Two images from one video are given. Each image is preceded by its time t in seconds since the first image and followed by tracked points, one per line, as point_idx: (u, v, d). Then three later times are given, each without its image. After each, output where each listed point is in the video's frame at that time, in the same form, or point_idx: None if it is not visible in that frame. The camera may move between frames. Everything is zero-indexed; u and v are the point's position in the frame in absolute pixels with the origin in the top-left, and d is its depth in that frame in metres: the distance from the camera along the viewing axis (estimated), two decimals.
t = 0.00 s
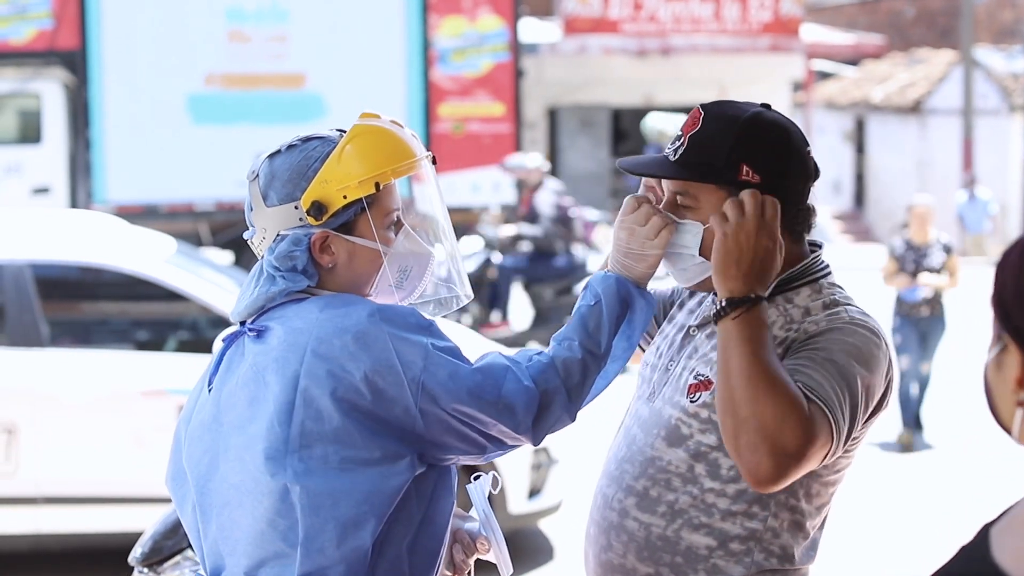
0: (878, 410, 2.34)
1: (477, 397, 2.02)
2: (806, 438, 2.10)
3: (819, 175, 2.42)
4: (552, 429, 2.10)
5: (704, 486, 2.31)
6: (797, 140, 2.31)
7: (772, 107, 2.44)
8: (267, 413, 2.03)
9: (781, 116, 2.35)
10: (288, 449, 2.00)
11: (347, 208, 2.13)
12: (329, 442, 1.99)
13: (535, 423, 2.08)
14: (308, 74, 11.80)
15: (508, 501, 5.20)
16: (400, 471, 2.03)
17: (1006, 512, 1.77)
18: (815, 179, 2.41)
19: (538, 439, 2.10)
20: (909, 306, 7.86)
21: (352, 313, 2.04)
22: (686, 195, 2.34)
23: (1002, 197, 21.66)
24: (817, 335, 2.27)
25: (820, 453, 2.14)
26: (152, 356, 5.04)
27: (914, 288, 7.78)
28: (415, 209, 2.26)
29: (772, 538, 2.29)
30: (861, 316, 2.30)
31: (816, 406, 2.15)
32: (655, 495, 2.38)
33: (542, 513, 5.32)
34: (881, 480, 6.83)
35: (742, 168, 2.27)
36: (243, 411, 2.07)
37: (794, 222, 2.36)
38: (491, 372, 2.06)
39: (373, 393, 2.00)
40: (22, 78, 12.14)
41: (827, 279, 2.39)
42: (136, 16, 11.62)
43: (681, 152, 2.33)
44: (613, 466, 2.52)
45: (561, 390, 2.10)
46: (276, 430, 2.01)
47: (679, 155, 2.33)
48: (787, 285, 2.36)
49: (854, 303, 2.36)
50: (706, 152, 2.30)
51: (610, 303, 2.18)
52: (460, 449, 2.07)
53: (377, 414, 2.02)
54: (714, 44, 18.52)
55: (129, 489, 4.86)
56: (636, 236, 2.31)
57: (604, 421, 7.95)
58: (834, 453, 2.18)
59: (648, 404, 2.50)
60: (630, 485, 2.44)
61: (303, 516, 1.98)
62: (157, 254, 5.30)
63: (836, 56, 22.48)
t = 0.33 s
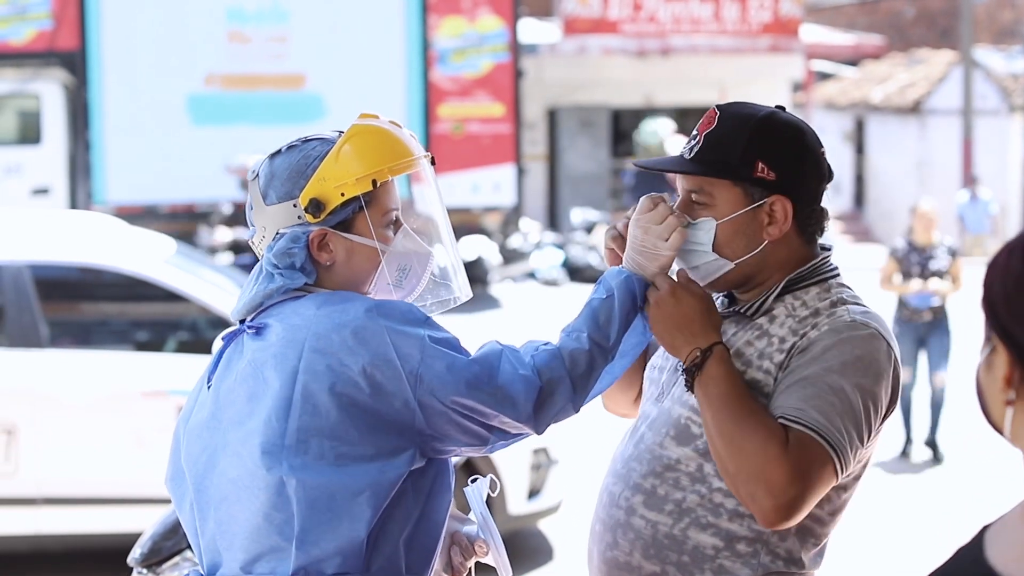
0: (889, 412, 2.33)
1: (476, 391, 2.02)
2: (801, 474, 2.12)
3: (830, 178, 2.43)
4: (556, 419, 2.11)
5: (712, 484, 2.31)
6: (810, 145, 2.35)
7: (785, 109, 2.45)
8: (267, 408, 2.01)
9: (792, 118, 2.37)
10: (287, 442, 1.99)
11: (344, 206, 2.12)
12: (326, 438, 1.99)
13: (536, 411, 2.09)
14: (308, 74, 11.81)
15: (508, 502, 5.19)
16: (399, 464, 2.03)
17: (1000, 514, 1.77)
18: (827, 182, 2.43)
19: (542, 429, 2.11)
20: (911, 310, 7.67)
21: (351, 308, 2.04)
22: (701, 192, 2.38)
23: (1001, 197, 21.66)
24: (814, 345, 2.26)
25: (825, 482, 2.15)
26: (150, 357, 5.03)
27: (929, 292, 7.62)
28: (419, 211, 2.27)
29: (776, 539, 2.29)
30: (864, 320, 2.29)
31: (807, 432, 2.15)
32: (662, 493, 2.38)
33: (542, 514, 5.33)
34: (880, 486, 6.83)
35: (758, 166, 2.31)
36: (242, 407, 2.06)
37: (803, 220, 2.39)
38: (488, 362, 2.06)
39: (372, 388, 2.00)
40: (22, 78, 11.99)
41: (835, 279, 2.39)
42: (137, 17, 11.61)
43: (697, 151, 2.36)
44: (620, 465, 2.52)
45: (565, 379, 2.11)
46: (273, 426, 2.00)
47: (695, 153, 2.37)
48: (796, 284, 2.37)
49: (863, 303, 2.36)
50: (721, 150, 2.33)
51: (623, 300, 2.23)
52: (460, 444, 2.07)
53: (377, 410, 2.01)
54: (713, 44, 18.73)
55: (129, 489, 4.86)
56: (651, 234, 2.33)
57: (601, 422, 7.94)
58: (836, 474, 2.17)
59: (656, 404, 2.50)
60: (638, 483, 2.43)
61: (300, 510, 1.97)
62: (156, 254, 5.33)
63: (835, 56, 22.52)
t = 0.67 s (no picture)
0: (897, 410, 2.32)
1: (458, 386, 2.02)
2: (800, 470, 2.12)
3: (838, 181, 2.45)
4: (547, 406, 2.10)
5: (726, 490, 2.31)
6: (817, 148, 2.37)
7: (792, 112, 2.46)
8: (249, 410, 2.01)
9: (799, 120, 2.39)
10: (267, 444, 1.98)
11: (325, 204, 2.12)
12: (307, 439, 1.98)
13: (522, 398, 2.06)
14: (306, 74, 11.80)
15: (505, 502, 5.19)
16: (381, 462, 2.02)
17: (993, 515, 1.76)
18: (835, 184, 2.44)
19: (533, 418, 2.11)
20: (921, 329, 7.17)
21: (333, 308, 2.04)
22: (712, 192, 2.39)
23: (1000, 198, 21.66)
24: (817, 343, 2.27)
25: (825, 477, 2.15)
26: (154, 359, 5.02)
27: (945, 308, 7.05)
28: (402, 211, 2.27)
29: (792, 544, 2.29)
30: (867, 317, 2.29)
31: (806, 430, 2.16)
32: (676, 498, 2.37)
33: (540, 515, 5.33)
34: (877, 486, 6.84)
35: (769, 164, 2.32)
36: (224, 409, 2.06)
37: (812, 220, 2.40)
38: (471, 355, 2.05)
39: (352, 388, 2.00)
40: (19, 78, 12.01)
41: (842, 280, 2.40)
42: (136, 18, 11.61)
43: (707, 150, 2.37)
44: (631, 470, 2.52)
45: (557, 366, 2.09)
46: (254, 428, 2.00)
47: (704, 152, 2.38)
48: (802, 287, 2.37)
49: (869, 303, 2.36)
50: (729, 148, 2.34)
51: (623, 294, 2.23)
52: (446, 441, 2.07)
53: (358, 408, 2.01)
54: (711, 45, 18.63)
55: (128, 488, 4.86)
56: (658, 236, 2.35)
57: (595, 422, 7.96)
58: (840, 475, 2.17)
59: (666, 410, 2.50)
60: (651, 489, 2.43)
61: (281, 510, 1.97)
62: (154, 255, 5.28)
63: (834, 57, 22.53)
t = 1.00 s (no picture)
0: (911, 405, 2.32)
1: (430, 406, 2.00)
2: (814, 463, 2.13)
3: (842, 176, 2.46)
4: (528, 432, 2.08)
5: (747, 492, 2.31)
6: (825, 146, 2.39)
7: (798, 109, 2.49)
8: (221, 415, 2.03)
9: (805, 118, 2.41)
10: (236, 450, 1.99)
11: (308, 204, 2.12)
12: (274, 447, 1.98)
13: (499, 425, 2.04)
14: (306, 74, 11.88)
15: (506, 502, 5.19)
16: (347, 471, 2.01)
17: (987, 516, 1.78)
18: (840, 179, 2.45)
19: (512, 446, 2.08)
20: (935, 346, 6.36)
21: (312, 317, 2.04)
22: (724, 189, 2.41)
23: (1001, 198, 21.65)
24: (829, 337, 2.27)
25: (841, 470, 2.15)
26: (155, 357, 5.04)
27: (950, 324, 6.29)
28: (386, 211, 2.28)
29: (815, 542, 2.30)
30: (880, 310, 2.28)
31: (819, 423, 2.16)
32: (697, 501, 2.37)
33: (541, 514, 5.33)
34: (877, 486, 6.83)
35: (782, 160, 2.34)
36: (200, 411, 2.08)
37: (823, 216, 2.41)
38: (448, 374, 2.03)
39: (321, 397, 2.00)
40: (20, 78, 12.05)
41: (848, 277, 2.40)
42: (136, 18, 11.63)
43: (718, 146, 2.39)
44: (648, 473, 2.52)
45: (538, 389, 2.07)
46: (224, 435, 2.01)
47: (714, 150, 2.40)
48: (811, 286, 2.37)
49: (879, 298, 2.35)
50: (740, 147, 2.36)
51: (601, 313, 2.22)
52: (420, 461, 2.06)
53: (329, 416, 2.01)
54: (713, 45, 18.62)
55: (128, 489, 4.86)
56: (646, 252, 2.35)
57: (595, 423, 7.95)
58: (856, 470, 2.18)
59: (680, 414, 2.50)
60: (671, 492, 2.42)
61: (246, 515, 1.98)
62: (156, 255, 5.37)
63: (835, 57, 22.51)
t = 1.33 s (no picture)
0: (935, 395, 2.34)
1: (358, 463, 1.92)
2: (860, 465, 2.14)
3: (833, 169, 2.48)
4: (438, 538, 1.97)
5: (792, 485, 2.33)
6: (813, 142, 2.40)
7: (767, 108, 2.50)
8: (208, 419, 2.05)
9: (787, 118, 2.43)
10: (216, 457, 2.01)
11: (303, 206, 2.13)
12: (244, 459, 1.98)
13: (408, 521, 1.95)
14: (314, 74, 11.90)
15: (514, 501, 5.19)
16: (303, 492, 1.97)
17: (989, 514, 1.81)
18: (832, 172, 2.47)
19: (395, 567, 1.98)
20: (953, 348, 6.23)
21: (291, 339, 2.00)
22: (723, 217, 2.42)
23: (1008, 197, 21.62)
24: (857, 334, 2.27)
25: (882, 464, 2.16)
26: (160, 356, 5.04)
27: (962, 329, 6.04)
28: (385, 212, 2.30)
29: (858, 532, 2.33)
30: (902, 302, 2.29)
31: (859, 425, 2.17)
32: (740, 499, 2.39)
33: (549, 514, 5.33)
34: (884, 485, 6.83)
35: (770, 172, 2.35)
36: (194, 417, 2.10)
37: (822, 208, 2.43)
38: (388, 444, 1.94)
39: (266, 427, 1.96)
40: (27, 79, 12.07)
41: (858, 268, 2.42)
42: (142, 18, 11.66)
43: (702, 177, 2.39)
44: (684, 475, 2.53)
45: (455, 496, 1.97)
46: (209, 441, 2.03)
47: (700, 181, 2.40)
48: (828, 280, 2.39)
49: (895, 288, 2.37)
50: (727, 167, 2.36)
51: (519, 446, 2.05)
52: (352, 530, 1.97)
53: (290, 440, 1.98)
54: (719, 43, 18.66)
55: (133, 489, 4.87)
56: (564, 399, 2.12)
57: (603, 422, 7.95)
58: (895, 460, 2.20)
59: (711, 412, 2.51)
60: (712, 492, 2.44)
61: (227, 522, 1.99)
62: (163, 254, 5.40)
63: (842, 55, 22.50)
